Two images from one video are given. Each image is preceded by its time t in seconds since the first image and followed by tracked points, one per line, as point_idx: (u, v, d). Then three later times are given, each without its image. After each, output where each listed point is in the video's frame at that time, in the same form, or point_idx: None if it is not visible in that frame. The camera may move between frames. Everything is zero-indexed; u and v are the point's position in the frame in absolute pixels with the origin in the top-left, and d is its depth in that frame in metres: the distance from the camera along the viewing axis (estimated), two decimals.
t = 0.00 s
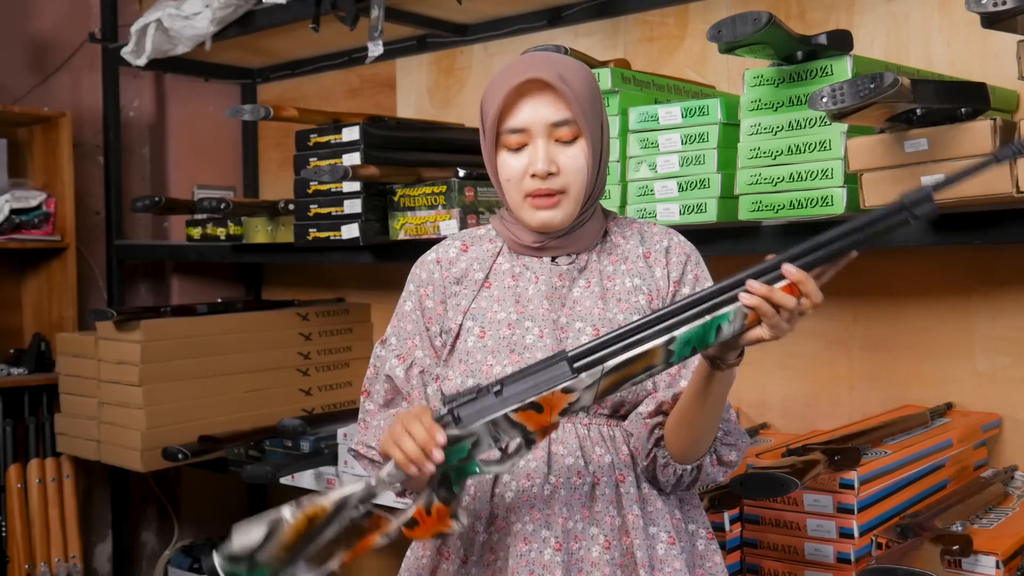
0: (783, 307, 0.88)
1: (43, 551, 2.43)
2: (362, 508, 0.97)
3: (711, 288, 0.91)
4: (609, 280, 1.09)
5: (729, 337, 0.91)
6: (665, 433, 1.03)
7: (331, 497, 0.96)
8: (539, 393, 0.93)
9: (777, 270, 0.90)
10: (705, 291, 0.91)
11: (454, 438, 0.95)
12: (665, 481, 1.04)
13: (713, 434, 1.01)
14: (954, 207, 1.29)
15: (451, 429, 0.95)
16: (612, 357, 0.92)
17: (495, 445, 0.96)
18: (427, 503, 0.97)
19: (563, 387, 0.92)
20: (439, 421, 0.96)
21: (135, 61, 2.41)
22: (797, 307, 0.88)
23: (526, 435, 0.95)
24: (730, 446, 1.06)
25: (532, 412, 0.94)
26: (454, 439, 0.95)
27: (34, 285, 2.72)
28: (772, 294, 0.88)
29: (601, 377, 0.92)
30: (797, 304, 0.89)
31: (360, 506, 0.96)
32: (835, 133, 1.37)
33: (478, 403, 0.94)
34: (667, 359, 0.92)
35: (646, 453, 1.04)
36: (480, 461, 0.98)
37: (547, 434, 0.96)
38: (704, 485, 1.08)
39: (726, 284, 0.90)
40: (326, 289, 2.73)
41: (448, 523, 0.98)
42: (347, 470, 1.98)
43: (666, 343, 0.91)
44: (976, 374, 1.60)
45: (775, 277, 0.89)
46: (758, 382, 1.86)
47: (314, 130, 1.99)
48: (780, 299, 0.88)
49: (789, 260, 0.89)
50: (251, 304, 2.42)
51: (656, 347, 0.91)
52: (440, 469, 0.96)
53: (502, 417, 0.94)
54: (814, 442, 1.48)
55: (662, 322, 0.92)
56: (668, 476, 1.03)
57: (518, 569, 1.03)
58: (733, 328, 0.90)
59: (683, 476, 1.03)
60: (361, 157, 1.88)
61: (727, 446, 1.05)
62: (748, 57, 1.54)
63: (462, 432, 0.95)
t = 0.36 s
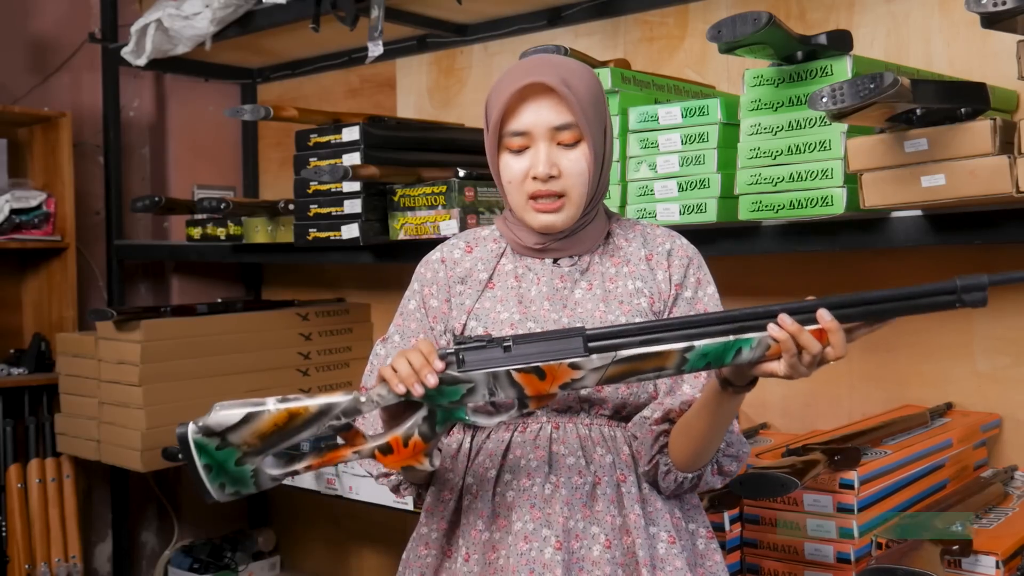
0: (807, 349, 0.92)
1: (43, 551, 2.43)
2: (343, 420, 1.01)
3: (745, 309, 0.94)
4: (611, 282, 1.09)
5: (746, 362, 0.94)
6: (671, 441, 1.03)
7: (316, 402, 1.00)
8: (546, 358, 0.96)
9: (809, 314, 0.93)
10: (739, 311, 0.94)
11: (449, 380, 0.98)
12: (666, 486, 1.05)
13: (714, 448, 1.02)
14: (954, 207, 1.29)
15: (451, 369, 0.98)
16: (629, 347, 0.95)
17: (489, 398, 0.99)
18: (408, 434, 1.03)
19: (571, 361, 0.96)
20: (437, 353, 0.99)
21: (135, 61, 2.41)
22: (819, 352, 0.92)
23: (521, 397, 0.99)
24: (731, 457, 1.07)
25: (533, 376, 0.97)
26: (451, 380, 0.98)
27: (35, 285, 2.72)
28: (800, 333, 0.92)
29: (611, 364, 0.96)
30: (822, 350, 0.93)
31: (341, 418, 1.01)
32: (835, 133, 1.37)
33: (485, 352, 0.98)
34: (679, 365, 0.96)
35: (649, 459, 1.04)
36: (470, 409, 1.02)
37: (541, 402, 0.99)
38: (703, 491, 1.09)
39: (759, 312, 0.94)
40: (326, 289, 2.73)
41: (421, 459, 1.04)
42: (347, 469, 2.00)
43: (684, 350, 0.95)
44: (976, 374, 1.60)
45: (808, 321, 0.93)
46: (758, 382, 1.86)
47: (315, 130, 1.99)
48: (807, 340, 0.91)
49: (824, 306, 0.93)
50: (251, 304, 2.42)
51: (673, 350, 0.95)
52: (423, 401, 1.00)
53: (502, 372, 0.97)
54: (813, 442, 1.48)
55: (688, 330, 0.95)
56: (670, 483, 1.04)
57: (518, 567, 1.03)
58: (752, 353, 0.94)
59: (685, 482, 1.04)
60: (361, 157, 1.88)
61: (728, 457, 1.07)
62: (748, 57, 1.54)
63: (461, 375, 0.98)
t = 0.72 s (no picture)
0: (814, 343, 0.90)
1: (43, 551, 2.43)
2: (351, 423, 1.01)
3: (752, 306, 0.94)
4: (613, 282, 1.09)
5: (753, 362, 0.94)
6: (677, 440, 1.03)
7: (326, 403, 1.01)
8: (554, 354, 0.96)
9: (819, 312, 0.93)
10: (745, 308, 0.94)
11: (458, 377, 0.99)
12: (669, 488, 1.05)
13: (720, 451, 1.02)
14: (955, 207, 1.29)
15: (458, 366, 0.99)
16: (635, 344, 0.95)
17: (497, 397, 0.99)
18: (416, 440, 1.02)
19: (579, 357, 0.96)
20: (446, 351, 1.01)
21: (135, 61, 2.41)
22: (825, 349, 0.90)
23: (530, 395, 0.99)
24: (735, 459, 1.07)
25: (542, 373, 0.97)
26: (459, 377, 0.99)
27: (34, 286, 2.72)
28: (806, 328, 0.91)
29: (619, 361, 0.96)
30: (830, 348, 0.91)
31: (350, 420, 1.01)
32: (836, 133, 1.37)
33: (493, 347, 0.98)
34: (687, 361, 0.95)
35: (651, 459, 1.04)
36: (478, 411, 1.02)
37: (548, 403, 1.00)
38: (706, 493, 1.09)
39: (765, 308, 0.94)
40: (326, 289, 2.73)
41: (428, 468, 1.03)
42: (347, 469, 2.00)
43: (691, 346, 0.95)
44: (976, 374, 1.59)
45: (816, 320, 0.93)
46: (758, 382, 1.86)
47: (314, 130, 1.98)
48: (813, 335, 0.90)
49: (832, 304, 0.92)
50: (251, 305, 2.42)
51: (681, 346, 0.95)
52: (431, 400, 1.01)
53: (511, 367, 0.97)
54: (814, 442, 1.48)
55: (696, 327, 0.95)
56: (672, 484, 1.04)
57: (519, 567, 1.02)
58: (760, 351, 0.93)
59: (688, 483, 1.04)
60: (361, 157, 1.88)
61: (732, 460, 1.07)
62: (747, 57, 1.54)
63: (469, 372, 0.99)
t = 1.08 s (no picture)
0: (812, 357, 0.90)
1: (43, 551, 2.43)
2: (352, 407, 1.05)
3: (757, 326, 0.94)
4: (612, 282, 1.10)
5: (752, 378, 0.92)
6: (675, 446, 1.03)
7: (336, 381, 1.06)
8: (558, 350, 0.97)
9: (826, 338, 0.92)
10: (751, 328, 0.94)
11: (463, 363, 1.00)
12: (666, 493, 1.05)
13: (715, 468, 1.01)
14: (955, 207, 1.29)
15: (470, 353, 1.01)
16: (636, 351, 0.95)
17: (497, 387, 0.99)
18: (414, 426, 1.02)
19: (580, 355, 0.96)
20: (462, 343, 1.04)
21: (135, 61, 2.41)
22: (824, 366, 0.90)
23: (528, 387, 0.98)
24: (734, 473, 1.05)
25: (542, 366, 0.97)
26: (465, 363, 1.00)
27: (34, 286, 2.72)
28: (804, 344, 0.90)
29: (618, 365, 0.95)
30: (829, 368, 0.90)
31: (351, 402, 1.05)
32: (836, 133, 1.37)
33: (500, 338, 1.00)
34: (686, 370, 0.93)
35: (647, 462, 1.05)
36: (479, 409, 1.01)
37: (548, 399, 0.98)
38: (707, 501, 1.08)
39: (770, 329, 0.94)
40: (326, 289, 2.73)
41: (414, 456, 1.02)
42: (347, 469, 2.00)
43: (692, 353, 0.93)
44: (976, 374, 1.59)
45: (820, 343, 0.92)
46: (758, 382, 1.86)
47: (314, 130, 1.98)
48: (810, 350, 0.90)
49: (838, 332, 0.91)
50: (251, 305, 2.42)
51: (681, 352, 0.93)
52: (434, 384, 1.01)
53: (514, 360, 0.98)
54: (814, 442, 1.48)
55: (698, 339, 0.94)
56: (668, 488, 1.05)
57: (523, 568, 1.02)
58: (760, 366, 0.92)
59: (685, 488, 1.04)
60: (361, 157, 1.88)
61: (729, 474, 1.05)
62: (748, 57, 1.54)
63: (477, 358, 1.00)
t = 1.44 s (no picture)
0: (806, 352, 0.88)
1: (43, 551, 2.43)
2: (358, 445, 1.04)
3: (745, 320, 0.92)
4: (617, 283, 1.10)
5: (748, 376, 0.92)
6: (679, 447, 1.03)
7: (334, 425, 1.05)
8: (548, 371, 0.97)
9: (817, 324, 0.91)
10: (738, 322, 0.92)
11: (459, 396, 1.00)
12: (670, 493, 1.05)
13: (720, 463, 1.01)
14: (954, 206, 1.29)
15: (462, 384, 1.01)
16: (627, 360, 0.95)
17: (497, 415, 0.99)
18: (419, 462, 1.02)
19: (575, 372, 0.96)
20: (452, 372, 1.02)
21: (135, 61, 2.41)
22: (821, 359, 0.88)
23: (528, 414, 0.98)
24: (737, 469, 1.06)
25: (538, 390, 0.98)
26: (460, 395, 1.00)
27: (34, 286, 2.73)
28: (797, 336, 0.89)
29: (613, 376, 0.96)
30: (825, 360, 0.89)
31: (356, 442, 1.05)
32: (836, 133, 1.37)
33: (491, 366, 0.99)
34: (682, 377, 0.94)
35: (649, 462, 1.05)
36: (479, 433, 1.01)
37: (548, 422, 0.98)
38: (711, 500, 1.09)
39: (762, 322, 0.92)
40: (327, 290, 2.73)
41: (428, 493, 1.02)
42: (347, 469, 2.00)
43: (685, 359, 0.93)
44: (976, 374, 1.60)
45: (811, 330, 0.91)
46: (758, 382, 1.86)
47: (314, 130, 1.99)
48: (804, 344, 0.88)
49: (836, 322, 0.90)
50: (251, 305, 2.42)
51: (672, 358, 0.94)
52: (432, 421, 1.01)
53: (509, 385, 0.98)
54: (813, 442, 1.48)
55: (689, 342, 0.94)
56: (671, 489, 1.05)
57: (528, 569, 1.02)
58: (754, 364, 0.91)
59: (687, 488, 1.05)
60: (361, 157, 1.88)
61: (732, 469, 1.06)
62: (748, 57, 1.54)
63: (469, 390, 1.00)
